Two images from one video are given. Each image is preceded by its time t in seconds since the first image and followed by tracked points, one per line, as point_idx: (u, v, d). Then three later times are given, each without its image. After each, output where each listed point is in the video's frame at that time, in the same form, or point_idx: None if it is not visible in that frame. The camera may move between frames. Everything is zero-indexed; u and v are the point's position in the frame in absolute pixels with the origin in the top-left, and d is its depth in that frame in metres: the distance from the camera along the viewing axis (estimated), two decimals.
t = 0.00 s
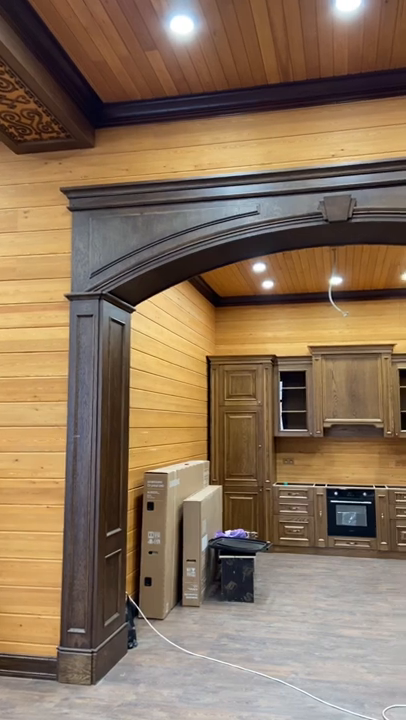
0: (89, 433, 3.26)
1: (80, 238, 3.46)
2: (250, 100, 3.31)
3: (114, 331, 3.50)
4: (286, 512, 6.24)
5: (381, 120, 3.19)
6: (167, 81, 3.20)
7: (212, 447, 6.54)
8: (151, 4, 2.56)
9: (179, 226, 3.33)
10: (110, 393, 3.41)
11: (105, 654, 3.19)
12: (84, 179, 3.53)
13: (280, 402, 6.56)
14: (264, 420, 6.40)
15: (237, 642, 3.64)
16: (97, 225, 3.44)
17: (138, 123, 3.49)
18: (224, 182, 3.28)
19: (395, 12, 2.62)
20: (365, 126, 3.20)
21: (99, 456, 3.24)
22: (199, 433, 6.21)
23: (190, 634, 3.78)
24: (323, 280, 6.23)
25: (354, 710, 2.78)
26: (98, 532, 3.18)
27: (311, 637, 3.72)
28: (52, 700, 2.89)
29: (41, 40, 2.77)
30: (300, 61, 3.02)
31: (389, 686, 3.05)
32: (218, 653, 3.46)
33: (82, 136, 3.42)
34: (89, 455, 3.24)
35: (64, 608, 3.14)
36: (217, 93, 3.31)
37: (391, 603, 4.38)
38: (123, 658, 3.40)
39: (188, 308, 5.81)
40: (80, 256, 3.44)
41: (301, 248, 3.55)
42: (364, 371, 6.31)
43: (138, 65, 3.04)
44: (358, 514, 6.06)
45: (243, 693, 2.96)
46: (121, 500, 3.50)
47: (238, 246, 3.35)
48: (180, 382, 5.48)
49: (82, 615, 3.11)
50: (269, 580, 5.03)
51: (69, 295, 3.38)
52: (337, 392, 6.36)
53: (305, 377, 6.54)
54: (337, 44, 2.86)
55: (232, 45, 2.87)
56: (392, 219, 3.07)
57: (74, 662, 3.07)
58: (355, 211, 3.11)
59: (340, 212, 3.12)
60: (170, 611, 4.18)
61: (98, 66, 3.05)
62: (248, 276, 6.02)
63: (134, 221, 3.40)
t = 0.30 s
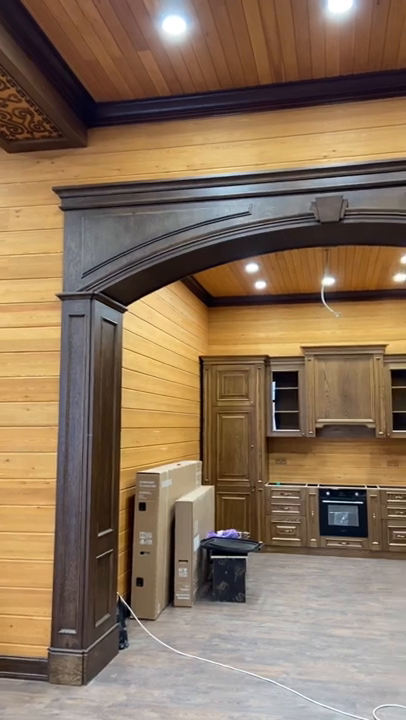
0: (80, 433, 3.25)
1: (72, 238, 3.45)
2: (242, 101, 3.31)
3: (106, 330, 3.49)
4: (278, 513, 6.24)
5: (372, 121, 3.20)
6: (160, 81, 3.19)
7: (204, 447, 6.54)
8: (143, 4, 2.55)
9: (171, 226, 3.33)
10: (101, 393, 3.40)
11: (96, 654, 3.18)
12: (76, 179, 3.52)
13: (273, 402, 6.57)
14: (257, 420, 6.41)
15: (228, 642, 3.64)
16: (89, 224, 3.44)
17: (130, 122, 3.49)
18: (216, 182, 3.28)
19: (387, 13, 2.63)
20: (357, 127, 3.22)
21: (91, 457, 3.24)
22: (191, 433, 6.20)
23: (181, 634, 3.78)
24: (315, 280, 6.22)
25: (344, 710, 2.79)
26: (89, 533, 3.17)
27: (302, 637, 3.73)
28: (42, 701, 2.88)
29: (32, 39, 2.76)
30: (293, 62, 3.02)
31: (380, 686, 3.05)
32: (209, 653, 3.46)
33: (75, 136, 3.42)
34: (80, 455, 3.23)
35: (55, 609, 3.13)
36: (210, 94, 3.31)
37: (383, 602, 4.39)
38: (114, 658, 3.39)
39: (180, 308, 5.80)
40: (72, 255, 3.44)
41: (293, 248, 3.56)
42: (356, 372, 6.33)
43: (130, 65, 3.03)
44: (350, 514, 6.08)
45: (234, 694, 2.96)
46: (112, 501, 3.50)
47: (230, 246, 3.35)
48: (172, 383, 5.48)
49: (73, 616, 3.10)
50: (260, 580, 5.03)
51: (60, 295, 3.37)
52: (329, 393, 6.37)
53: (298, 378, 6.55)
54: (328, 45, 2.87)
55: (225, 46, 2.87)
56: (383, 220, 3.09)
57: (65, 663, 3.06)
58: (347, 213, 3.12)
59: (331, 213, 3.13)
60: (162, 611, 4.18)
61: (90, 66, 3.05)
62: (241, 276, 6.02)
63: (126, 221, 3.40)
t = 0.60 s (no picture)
0: (70, 433, 3.24)
1: (63, 237, 3.44)
2: (234, 101, 3.31)
3: (96, 330, 3.48)
4: (269, 513, 6.26)
5: (362, 123, 3.21)
6: (151, 81, 3.19)
7: (195, 447, 6.54)
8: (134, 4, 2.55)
9: (162, 226, 3.33)
10: (92, 393, 3.39)
11: (85, 655, 3.17)
12: (67, 178, 3.50)
13: (264, 402, 6.58)
14: (248, 420, 6.42)
15: (218, 642, 3.64)
16: (79, 224, 3.43)
17: (122, 122, 3.48)
18: (207, 183, 3.28)
19: (377, 16, 2.64)
20: (347, 129, 3.23)
21: (81, 457, 3.23)
22: (182, 433, 6.20)
23: (171, 634, 3.78)
24: (306, 280, 6.21)
25: (334, 710, 2.80)
26: (79, 533, 3.16)
27: (292, 637, 3.74)
28: (32, 702, 2.87)
29: (23, 38, 2.74)
30: (284, 63, 3.03)
31: (370, 686, 3.07)
32: (199, 654, 3.46)
33: (66, 135, 3.41)
34: (70, 456, 3.22)
35: (45, 610, 3.12)
36: (201, 94, 3.31)
37: (372, 602, 4.41)
38: (104, 659, 3.38)
39: (172, 308, 5.79)
40: (63, 255, 3.42)
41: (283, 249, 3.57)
42: (347, 372, 6.35)
43: (121, 65, 3.03)
44: (340, 514, 6.10)
45: (224, 694, 2.97)
46: (103, 501, 3.49)
47: (221, 247, 3.36)
48: (163, 383, 5.47)
49: (63, 617, 3.09)
50: (251, 580, 5.04)
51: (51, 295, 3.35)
52: (320, 393, 6.39)
53: (289, 378, 6.57)
54: (319, 47, 2.88)
55: (216, 46, 2.87)
56: (373, 222, 3.10)
57: (55, 664, 3.05)
58: (337, 214, 3.13)
59: (322, 214, 3.14)
60: (152, 611, 4.18)
61: (81, 65, 3.04)
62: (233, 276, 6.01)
63: (117, 221, 3.39)
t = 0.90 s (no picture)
0: (59, 433, 3.22)
1: (52, 236, 3.43)
2: (224, 102, 3.31)
3: (86, 330, 3.47)
4: (259, 513, 6.27)
5: (351, 125, 3.23)
6: (141, 80, 3.18)
7: (186, 447, 6.54)
8: (124, 3, 2.55)
9: (152, 225, 3.32)
10: (81, 393, 3.38)
11: (74, 656, 3.16)
12: (56, 177, 3.49)
13: (254, 402, 6.59)
14: (238, 420, 6.43)
15: (207, 642, 3.65)
16: (69, 223, 3.41)
17: (111, 121, 3.47)
18: (197, 183, 3.29)
19: (367, 17, 2.65)
20: (336, 130, 3.24)
21: (70, 457, 3.21)
22: (172, 433, 6.20)
23: (160, 634, 3.78)
24: (296, 280, 6.22)
25: (322, 708, 2.81)
26: (68, 534, 3.15)
27: (281, 636, 3.75)
28: (20, 703, 2.86)
29: (12, 36, 2.73)
30: (273, 63, 3.03)
31: (358, 684, 3.08)
32: (188, 654, 3.46)
33: (55, 134, 3.39)
34: (59, 456, 3.20)
35: (33, 610, 3.11)
36: (191, 94, 3.31)
37: (361, 601, 4.43)
38: (92, 659, 3.37)
39: (162, 308, 5.78)
40: (52, 254, 3.41)
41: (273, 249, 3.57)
42: (337, 372, 6.38)
43: (111, 64, 3.02)
44: (330, 514, 6.12)
45: (213, 694, 2.97)
46: (92, 502, 3.47)
47: (211, 247, 3.36)
48: (154, 383, 5.47)
49: (51, 617, 3.08)
50: (240, 580, 5.04)
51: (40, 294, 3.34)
52: (310, 393, 6.41)
53: (279, 378, 6.58)
54: (309, 48, 2.88)
55: (206, 46, 2.87)
56: (362, 223, 3.12)
57: (43, 665, 3.04)
58: (327, 215, 3.15)
59: (311, 215, 3.16)
60: (141, 612, 4.17)
61: (70, 64, 3.03)
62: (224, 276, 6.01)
63: (107, 220, 3.38)
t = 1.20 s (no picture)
0: (47, 433, 3.21)
1: (40, 235, 3.41)
2: (212, 102, 3.32)
3: (74, 329, 3.46)
4: (248, 512, 6.28)
5: (339, 127, 3.24)
6: (130, 80, 3.18)
7: (174, 447, 6.53)
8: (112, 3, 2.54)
9: (141, 225, 3.32)
10: (69, 393, 3.36)
11: (61, 656, 3.15)
12: (44, 176, 3.48)
13: (243, 402, 6.60)
14: (227, 420, 6.44)
15: (195, 642, 3.65)
16: (57, 222, 3.40)
17: (100, 120, 3.46)
18: (186, 183, 3.29)
19: (355, 19, 2.66)
20: (324, 131, 3.26)
21: (57, 457, 3.20)
22: (161, 433, 6.19)
23: (148, 635, 3.77)
24: (285, 280, 6.22)
25: (308, 707, 2.83)
26: (55, 534, 3.14)
27: (268, 636, 3.76)
28: (6, 704, 2.84)
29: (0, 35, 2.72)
30: (262, 64, 3.04)
31: (344, 683, 3.10)
32: (176, 654, 3.46)
33: (43, 133, 3.38)
34: (46, 456, 3.19)
35: (20, 611, 3.09)
36: (180, 94, 3.31)
37: (348, 600, 4.46)
38: (80, 659, 3.37)
39: (151, 307, 5.77)
40: (40, 253, 3.40)
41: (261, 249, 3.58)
42: (325, 372, 6.41)
43: (99, 64, 3.02)
44: (318, 513, 6.15)
45: (200, 693, 2.97)
46: (79, 502, 3.46)
47: (200, 247, 3.36)
48: (142, 383, 5.46)
49: (38, 618, 3.06)
50: (228, 579, 5.05)
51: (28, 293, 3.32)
52: (299, 393, 6.43)
53: (267, 378, 6.60)
54: (297, 49, 2.89)
55: (194, 46, 2.86)
56: (349, 223, 3.13)
57: (30, 666, 3.02)
58: (315, 215, 3.16)
59: (299, 216, 3.17)
60: (129, 612, 4.16)
61: (59, 63, 3.01)
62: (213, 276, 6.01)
63: (95, 219, 3.37)
